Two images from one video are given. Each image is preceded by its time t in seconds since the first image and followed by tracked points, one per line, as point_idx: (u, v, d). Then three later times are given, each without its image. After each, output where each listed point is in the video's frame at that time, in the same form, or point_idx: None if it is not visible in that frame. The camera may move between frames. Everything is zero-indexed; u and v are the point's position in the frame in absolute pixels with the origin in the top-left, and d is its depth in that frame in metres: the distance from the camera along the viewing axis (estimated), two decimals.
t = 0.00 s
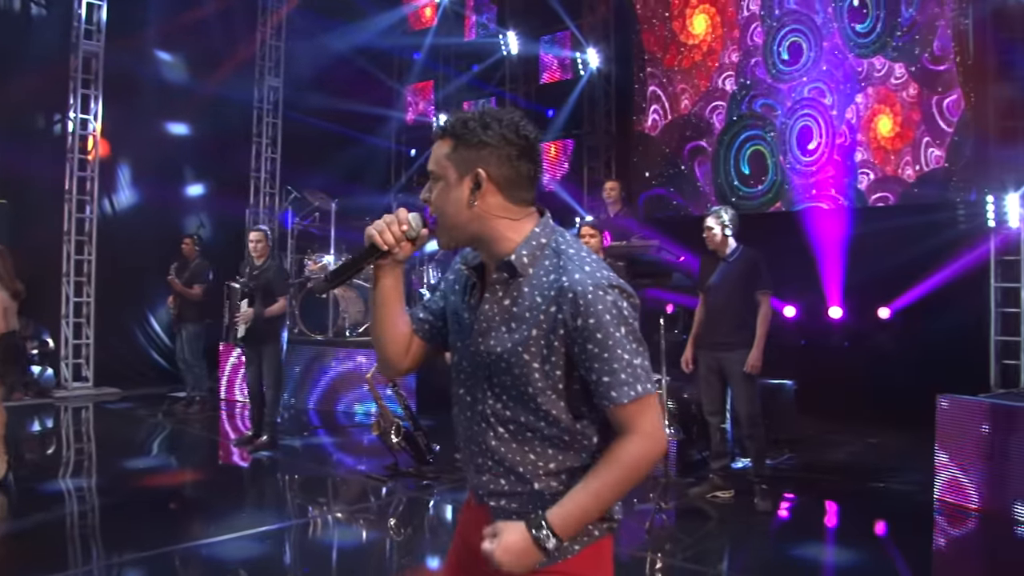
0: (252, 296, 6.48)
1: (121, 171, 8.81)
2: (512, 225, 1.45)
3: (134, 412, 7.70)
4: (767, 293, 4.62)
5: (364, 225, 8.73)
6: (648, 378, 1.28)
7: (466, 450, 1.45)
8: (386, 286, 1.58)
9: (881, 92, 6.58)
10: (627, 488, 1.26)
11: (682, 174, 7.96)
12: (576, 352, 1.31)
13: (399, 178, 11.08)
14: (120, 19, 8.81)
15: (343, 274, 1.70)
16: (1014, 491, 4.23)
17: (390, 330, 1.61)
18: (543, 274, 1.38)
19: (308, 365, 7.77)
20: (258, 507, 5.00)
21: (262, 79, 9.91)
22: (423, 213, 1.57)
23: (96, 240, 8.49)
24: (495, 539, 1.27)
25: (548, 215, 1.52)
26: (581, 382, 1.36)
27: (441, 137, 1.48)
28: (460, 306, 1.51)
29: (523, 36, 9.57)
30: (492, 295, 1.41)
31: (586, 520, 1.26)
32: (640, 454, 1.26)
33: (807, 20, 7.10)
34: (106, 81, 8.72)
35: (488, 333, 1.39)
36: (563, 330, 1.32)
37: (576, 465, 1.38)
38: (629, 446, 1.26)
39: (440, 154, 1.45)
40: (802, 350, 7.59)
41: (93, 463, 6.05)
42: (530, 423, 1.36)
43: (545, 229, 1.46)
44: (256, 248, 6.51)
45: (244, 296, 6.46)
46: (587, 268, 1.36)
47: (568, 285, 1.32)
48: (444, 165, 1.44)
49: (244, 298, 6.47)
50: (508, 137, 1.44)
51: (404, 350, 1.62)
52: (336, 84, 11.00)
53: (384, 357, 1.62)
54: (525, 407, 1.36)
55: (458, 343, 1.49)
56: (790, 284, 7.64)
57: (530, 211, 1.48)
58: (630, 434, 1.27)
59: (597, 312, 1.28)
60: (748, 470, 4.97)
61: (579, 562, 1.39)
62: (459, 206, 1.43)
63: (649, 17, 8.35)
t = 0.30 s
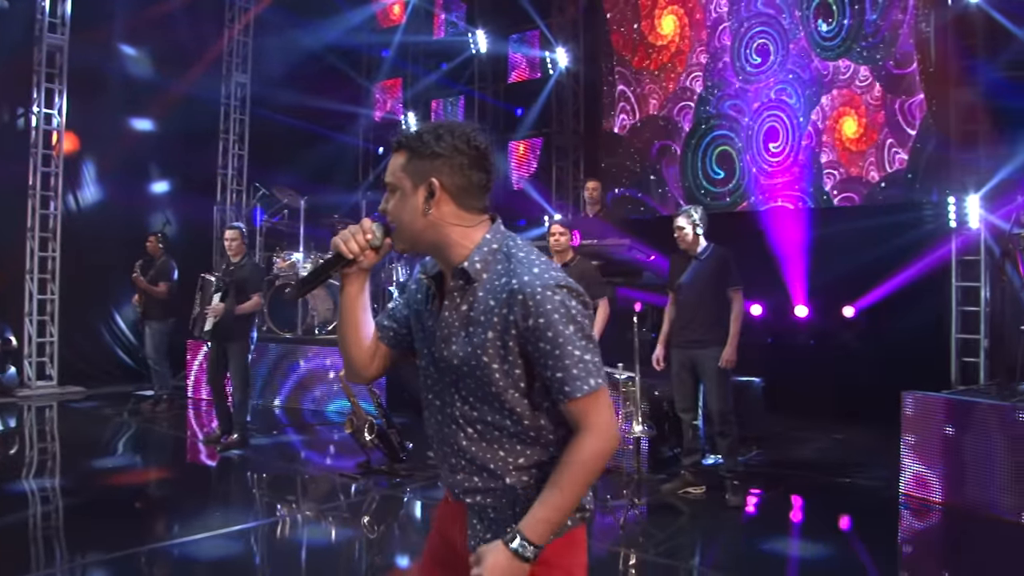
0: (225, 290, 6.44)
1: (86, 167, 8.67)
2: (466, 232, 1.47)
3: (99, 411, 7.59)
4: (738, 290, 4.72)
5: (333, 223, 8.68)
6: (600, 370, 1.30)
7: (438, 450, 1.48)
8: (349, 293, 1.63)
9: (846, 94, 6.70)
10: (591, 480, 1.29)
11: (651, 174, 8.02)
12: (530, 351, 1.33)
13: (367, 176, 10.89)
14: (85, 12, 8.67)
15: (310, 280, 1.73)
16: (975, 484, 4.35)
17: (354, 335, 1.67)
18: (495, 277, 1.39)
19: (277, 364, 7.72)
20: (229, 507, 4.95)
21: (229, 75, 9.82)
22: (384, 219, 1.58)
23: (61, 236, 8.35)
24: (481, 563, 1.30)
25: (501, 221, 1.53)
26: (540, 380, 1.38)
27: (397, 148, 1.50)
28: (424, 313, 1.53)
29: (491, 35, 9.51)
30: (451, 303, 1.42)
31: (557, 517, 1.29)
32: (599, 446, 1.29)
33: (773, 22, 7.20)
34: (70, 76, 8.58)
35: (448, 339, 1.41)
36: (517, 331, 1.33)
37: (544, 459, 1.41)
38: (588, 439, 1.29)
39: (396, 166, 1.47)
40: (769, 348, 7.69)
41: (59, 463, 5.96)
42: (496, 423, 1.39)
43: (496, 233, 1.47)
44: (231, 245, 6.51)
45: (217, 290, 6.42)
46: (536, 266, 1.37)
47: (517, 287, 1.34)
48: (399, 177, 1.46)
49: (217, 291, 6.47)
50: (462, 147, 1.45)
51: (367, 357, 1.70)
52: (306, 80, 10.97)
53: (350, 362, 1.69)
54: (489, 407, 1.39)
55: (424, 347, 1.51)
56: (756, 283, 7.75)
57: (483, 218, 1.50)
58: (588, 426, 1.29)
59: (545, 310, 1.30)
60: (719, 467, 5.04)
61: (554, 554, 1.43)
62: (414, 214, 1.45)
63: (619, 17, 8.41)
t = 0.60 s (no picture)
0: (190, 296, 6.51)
1: (59, 163, 8.55)
2: (445, 222, 1.46)
3: (73, 409, 7.51)
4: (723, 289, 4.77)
5: (309, 220, 8.64)
6: (581, 347, 1.30)
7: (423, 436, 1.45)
8: (334, 279, 1.62)
9: (819, 95, 6.81)
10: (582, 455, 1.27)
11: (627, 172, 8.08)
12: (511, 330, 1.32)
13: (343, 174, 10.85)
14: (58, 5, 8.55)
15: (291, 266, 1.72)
16: (946, 478, 4.45)
17: (337, 322, 1.66)
18: (476, 262, 1.38)
19: (254, 361, 7.67)
20: (211, 505, 4.93)
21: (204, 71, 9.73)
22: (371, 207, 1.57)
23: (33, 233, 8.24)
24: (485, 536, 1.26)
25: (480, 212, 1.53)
26: (522, 360, 1.36)
27: (380, 143, 1.50)
28: (408, 302, 1.52)
29: (468, 33, 9.52)
30: (434, 289, 1.41)
31: (554, 493, 1.26)
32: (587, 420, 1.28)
33: (749, 24, 7.29)
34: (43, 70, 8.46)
35: (431, 323, 1.39)
36: (499, 311, 1.32)
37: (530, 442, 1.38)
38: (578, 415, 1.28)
39: (379, 158, 1.47)
40: (744, 346, 7.79)
41: (33, 462, 5.89)
42: (480, 404, 1.36)
43: (477, 223, 1.46)
44: (206, 241, 6.50)
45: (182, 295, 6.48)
46: (513, 250, 1.37)
47: (500, 267, 1.33)
48: (383, 169, 1.46)
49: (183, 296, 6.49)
50: (441, 138, 1.46)
51: (349, 344, 1.68)
52: (282, 76, 10.87)
53: (331, 351, 1.68)
54: (472, 389, 1.36)
55: (409, 334, 1.49)
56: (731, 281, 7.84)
57: (462, 210, 1.49)
58: (573, 402, 1.28)
59: (527, 288, 1.30)
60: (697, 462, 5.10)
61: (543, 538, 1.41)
62: (397, 205, 1.44)
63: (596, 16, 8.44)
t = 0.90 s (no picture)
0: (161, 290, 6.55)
1: (34, 160, 8.46)
2: (447, 226, 1.49)
3: (48, 408, 7.44)
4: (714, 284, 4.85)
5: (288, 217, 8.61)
6: (581, 343, 1.34)
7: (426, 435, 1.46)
8: (337, 285, 1.64)
9: (795, 97, 6.91)
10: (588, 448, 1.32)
11: (604, 170, 8.14)
12: (512, 328, 1.35)
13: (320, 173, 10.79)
14: None
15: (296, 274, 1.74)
16: (920, 472, 4.55)
17: (341, 327, 1.68)
18: (478, 264, 1.41)
19: (233, 358, 7.63)
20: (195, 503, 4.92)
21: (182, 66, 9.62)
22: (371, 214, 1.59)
23: (6, 230, 8.14)
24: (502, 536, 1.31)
25: (479, 216, 1.55)
26: (523, 357, 1.39)
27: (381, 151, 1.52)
28: (409, 305, 1.54)
29: (448, 31, 9.49)
30: (435, 292, 1.43)
31: (566, 487, 1.31)
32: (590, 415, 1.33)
33: (727, 25, 7.38)
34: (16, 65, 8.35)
35: (434, 324, 1.42)
36: (501, 310, 1.35)
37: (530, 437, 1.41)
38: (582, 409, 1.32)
39: (381, 166, 1.50)
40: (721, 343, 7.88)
41: (10, 461, 5.84)
42: (483, 401, 1.38)
43: (477, 225, 1.49)
44: (183, 238, 6.44)
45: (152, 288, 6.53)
46: (511, 250, 1.41)
47: (500, 268, 1.37)
48: (384, 175, 1.49)
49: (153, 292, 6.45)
50: (441, 144, 1.48)
51: (354, 347, 1.70)
52: (265, 75, 11.15)
53: (335, 354, 1.69)
54: (475, 387, 1.38)
55: (411, 335, 1.51)
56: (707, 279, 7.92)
57: (462, 213, 1.52)
58: (577, 396, 1.33)
59: (527, 286, 1.34)
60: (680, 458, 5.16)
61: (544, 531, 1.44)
62: (398, 210, 1.47)
63: (574, 15, 8.47)
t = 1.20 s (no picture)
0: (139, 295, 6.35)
1: (10, 158, 8.38)
2: (451, 225, 1.52)
3: (26, 406, 7.38)
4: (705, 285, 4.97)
5: (268, 215, 8.59)
6: (590, 326, 1.38)
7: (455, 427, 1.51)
8: (352, 293, 1.69)
9: (771, 99, 7.02)
10: (607, 426, 1.36)
11: (584, 173, 8.24)
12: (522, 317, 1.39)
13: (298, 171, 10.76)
14: None
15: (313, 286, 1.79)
16: (897, 467, 4.66)
17: (363, 330, 1.73)
18: (484, 259, 1.45)
19: (214, 356, 7.61)
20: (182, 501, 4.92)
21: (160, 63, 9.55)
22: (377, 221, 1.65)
23: None
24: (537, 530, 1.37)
25: (483, 211, 1.57)
26: (535, 345, 1.43)
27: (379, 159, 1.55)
28: (425, 304, 1.57)
29: (427, 29, 9.47)
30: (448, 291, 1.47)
31: (592, 468, 1.36)
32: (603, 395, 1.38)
33: (705, 28, 7.48)
34: None
35: (448, 321, 1.45)
36: (511, 301, 1.39)
37: (551, 421, 1.46)
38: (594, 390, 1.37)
39: (380, 176, 1.54)
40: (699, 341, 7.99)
41: None
42: (504, 390, 1.43)
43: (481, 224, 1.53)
44: (153, 236, 6.34)
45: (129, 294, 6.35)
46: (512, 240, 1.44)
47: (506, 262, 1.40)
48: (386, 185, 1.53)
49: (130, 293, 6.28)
50: (435, 147, 1.52)
51: (377, 352, 1.74)
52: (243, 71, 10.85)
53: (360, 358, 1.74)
54: (494, 377, 1.43)
55: (429, 330, 1.55)
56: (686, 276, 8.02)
57: (466, 211, 1.55)
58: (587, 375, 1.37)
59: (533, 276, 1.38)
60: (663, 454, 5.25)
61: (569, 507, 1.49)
62: (402, 216, 1.51)
63: (553, 16, 8.53)
